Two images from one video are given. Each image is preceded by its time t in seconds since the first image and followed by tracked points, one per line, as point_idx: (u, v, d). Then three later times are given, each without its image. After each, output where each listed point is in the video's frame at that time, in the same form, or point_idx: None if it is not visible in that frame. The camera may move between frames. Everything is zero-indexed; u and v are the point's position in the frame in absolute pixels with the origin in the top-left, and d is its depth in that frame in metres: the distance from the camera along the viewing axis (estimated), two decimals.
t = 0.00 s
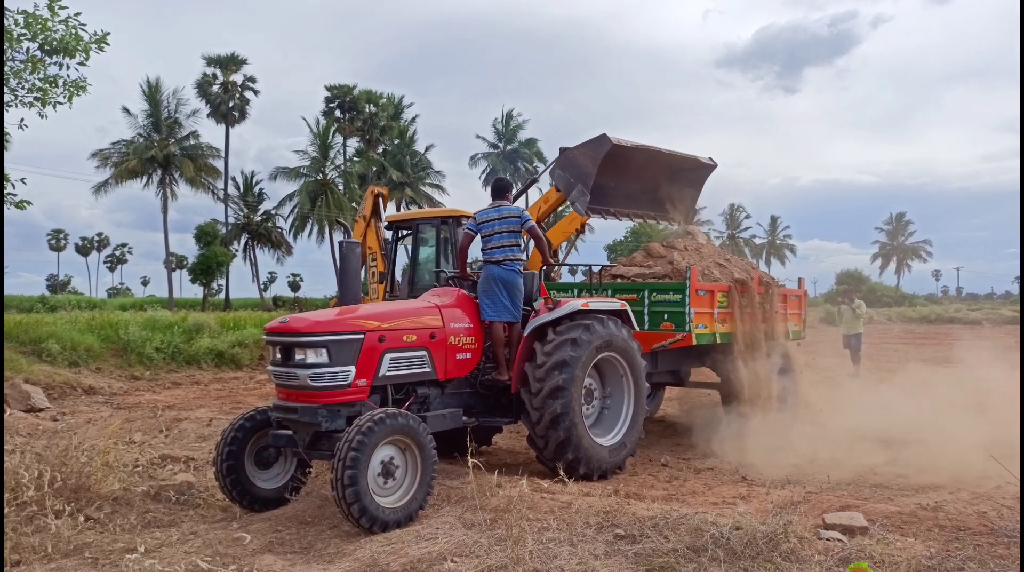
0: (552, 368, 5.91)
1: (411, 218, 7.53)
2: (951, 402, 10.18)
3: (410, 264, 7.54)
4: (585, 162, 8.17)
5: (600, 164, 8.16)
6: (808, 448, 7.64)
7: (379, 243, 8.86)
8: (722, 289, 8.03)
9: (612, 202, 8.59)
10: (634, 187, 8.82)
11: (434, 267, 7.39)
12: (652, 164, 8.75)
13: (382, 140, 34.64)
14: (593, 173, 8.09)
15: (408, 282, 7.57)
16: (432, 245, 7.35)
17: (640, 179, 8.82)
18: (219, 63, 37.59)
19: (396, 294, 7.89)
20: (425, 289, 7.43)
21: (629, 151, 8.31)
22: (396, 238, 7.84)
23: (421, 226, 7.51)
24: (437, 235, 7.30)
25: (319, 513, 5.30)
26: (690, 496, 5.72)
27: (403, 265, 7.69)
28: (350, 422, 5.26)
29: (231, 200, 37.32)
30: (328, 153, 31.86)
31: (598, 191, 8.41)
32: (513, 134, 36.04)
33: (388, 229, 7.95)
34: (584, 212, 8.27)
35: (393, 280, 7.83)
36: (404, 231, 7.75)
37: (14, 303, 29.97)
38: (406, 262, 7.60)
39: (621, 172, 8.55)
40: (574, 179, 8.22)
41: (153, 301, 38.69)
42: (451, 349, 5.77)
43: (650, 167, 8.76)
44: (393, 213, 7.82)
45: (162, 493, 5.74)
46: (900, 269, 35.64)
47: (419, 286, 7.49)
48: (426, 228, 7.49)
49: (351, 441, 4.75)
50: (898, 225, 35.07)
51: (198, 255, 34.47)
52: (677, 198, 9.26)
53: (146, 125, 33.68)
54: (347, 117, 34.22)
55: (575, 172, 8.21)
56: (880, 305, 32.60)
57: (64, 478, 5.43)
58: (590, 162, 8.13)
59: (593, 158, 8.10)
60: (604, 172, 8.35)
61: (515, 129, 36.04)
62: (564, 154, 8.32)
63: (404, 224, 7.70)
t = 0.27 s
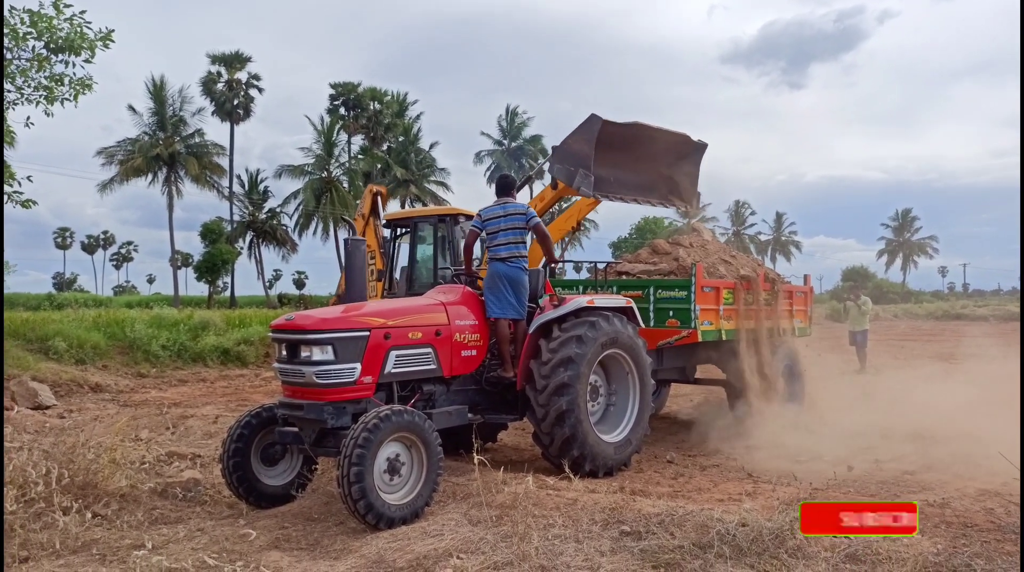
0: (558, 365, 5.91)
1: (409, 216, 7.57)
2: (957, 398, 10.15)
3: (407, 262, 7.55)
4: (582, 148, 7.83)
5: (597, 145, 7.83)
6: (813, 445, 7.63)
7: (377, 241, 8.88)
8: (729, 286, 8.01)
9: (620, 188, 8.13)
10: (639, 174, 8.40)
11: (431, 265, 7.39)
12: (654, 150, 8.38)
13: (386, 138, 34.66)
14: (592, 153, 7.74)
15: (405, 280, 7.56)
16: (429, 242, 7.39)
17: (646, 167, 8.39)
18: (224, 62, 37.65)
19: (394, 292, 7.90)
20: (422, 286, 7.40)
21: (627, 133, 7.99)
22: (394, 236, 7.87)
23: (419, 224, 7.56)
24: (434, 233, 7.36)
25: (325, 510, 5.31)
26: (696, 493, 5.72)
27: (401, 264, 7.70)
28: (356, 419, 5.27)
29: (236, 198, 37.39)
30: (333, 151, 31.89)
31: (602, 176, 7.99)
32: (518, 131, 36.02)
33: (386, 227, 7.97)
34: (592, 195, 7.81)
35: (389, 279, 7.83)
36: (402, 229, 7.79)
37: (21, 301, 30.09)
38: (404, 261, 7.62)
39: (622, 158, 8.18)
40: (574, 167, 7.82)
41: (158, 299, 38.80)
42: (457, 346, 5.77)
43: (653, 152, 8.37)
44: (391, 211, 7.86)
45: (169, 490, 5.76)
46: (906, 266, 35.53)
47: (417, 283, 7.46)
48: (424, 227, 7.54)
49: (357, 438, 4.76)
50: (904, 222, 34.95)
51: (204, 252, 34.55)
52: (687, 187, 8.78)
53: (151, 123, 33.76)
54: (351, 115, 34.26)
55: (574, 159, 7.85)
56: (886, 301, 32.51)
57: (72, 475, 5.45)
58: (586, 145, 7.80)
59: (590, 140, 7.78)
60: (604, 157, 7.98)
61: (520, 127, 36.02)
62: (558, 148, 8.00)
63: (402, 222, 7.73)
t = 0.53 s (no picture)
0: (557, 364, 5.91)
1: (402, 216, 7.52)
2: (956, 396, 10.16)
3: (399, 262, 7.54)
4: (572, 145, 7.72)
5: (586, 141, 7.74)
6: (813, 443, 7.63)
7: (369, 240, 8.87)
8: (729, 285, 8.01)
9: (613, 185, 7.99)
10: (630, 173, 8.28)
11: (423, 266, 7.39)
12: (644, 148, 8.30)
13: (385, 137, 34.66)
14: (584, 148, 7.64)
15: (397, 280, 7.56)
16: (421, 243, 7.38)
17: (637, 164, 8.28)
18: (222, 61, 37.63)
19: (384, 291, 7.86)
20: (414, 287, 7.40)
21: (614, 129, 7.93)
22: (385, 236, 7.81)
23: (411, 224, 7.53)
24: (426, 233, 7.35)
25: (324, 509, 5.32)
26: (695, 491, 5.73)
27: (393, 264, 7.68)
28: (355, 418, 5.27)
29: (235, 198, 37.38)
30: (331, 150, 31.89)
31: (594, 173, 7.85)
32: (517, 130, 36.03)
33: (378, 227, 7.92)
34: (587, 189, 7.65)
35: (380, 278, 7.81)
36: (393, 228, 7.72)
37: (20, 301, 30.10)
38: (395, 260, 7.60)
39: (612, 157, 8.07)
40: (566, 165, 7.67)
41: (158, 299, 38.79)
42: (455, 346, 5.77)
43: (643, 149, 8.29)
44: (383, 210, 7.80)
45: (168, 490, 5.76)
46: (905, 264, 35.54)
47: (408, 283, 7.46)
48: (416, 227, 7.52)
49: (356, 437, 4.76)
50: (903, 220, 34.97)
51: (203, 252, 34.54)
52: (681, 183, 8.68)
53: (150, 123, 33.75)
54: (350, 114, 34.28)
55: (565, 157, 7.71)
56: (885, 300, 32.54)
57: (70, 476, 5.44)
58: (577, 141, 7.71)
59: (579, 136, 7.70)
60: (594, 154, 7.87)
61: (519, 126, 36.02)
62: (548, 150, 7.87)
63: (394, 222, 7.68)
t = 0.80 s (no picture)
0: (559, 362, 5.92)
1: (396, 216, 7.52)
2: (959, 395, 10.15)
3: (393, 262, 7.52)
4: (560, 146, 7.62)
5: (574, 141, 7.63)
6: (815, 442, 7.63)
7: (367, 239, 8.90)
8: (732, 284, 8.02)
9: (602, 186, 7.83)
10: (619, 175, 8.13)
11: (416, 266, 7.36)
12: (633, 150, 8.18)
13: (388, 136, 34.67)
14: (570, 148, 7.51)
15: (390, 280, 7.56)
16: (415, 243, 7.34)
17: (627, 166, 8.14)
18: (225, 60, 37.68)
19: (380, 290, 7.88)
20: (406, 287, 7.39)
21: (602, 130, 7.83)
22: (382, 236, 7.83)
23: (406, 224, 7.51)
24: (420, 233, 7.30)
25: (327, 506, 5.33)
26: (697, 489, 5.73)
27: (388, 263, 7.69)
28: (358, 416, 5.28)
29: (238, 196, 37.42)
30: (334, 149, 31.91)
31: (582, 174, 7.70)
32: (519, 128, 36.03)
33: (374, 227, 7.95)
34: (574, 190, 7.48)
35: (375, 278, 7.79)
36: (389, 228, 7.75)
37: (23, 299, 30.16)
38: (391, 260, 7.59)
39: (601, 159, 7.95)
40: (554, 165, 7.56)
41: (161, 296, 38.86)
42: (458, 344, 5.78)
43: (632, 150, 8.18)
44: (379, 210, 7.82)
45: (172, 486, 5.78)
46: (908, 263, 35.47)
47: (401, 284, 7.45)
48: (410, 227, 7.48)
49: (359, 434, 4.77)
50: (906, 220, 34.92)
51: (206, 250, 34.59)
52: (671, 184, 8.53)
53: (153, 121, 33.79)
54: (353, 113, 34.32)
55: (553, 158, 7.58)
56: (888, 299, 32.48)
57: (74, 472, 5.46)
58: (563, 143, 7.60)
59: (566, 137, 7.60)
60: (582, 154, 7.75)
61: (521, 124, 36.01)
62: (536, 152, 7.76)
63: (389, 222, 7.69)
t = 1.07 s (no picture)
0: (562, 360, 5.92)
1: (387, 217, 7.57)
2: (964, 393, 10.12)
3: (385, 262, 7.59)
4: (540, 145, 7.60)
5: (553, 141, 7.59)
6: (818, 440, 7.62)
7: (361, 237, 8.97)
8: (736, 281, 8.00)
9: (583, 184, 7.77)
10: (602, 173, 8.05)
11: (407, 266, 7.42)
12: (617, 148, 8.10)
13: (391, 134, 34.68)
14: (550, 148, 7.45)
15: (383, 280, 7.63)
16: (405, 243, 7.38)
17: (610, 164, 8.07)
18: (229, 58, 37.71)
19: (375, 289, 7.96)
20: (398, 287, 7.47)
21: (583, 128, 7.77)
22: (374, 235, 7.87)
23: (397, 224, 7.55)
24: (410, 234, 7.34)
25: (331, 504, 5.34)
26: (700, 487, 5.73)
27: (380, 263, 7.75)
28: (361, 414, 5.29)
29: (241, 194, 37.47)
30: (338, 147, 31.92)
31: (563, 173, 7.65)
32: (523, 126, 36.01)
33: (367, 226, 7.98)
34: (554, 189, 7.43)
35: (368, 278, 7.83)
36: (381, 228, 7.79)
37: (27, 297, 30.23)
38: (383, 259, 7.66)
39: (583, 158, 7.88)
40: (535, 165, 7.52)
41: (165, 295, 38.92)
42: (461, 342, 5.78)
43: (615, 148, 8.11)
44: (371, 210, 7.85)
45: (175, 484, 5.80)
46: (912, 260, 35.41)
47: (394, 284, 7.52)
48: (402, 226, 7.52)
49: (362, 432, 4.77)
50: (911, 217, 34.84)
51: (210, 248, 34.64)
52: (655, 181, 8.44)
53: (157, 119, 33.85)
54: (356, 111, 34.35)
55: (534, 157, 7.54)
56: (892, 297, 32.40)
57: (79, 470, 5.46)
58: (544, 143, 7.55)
59: (546, 137, 7.56)
60: (563, 154, 7.70)
61: (525, 122, 35.99)
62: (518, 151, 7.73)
63: (380, 222, 7.73)
